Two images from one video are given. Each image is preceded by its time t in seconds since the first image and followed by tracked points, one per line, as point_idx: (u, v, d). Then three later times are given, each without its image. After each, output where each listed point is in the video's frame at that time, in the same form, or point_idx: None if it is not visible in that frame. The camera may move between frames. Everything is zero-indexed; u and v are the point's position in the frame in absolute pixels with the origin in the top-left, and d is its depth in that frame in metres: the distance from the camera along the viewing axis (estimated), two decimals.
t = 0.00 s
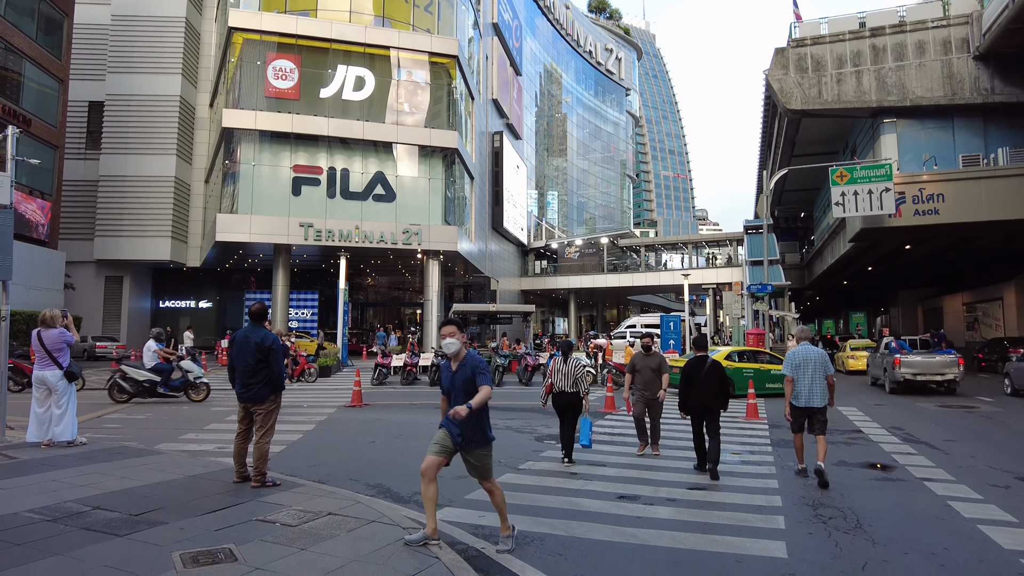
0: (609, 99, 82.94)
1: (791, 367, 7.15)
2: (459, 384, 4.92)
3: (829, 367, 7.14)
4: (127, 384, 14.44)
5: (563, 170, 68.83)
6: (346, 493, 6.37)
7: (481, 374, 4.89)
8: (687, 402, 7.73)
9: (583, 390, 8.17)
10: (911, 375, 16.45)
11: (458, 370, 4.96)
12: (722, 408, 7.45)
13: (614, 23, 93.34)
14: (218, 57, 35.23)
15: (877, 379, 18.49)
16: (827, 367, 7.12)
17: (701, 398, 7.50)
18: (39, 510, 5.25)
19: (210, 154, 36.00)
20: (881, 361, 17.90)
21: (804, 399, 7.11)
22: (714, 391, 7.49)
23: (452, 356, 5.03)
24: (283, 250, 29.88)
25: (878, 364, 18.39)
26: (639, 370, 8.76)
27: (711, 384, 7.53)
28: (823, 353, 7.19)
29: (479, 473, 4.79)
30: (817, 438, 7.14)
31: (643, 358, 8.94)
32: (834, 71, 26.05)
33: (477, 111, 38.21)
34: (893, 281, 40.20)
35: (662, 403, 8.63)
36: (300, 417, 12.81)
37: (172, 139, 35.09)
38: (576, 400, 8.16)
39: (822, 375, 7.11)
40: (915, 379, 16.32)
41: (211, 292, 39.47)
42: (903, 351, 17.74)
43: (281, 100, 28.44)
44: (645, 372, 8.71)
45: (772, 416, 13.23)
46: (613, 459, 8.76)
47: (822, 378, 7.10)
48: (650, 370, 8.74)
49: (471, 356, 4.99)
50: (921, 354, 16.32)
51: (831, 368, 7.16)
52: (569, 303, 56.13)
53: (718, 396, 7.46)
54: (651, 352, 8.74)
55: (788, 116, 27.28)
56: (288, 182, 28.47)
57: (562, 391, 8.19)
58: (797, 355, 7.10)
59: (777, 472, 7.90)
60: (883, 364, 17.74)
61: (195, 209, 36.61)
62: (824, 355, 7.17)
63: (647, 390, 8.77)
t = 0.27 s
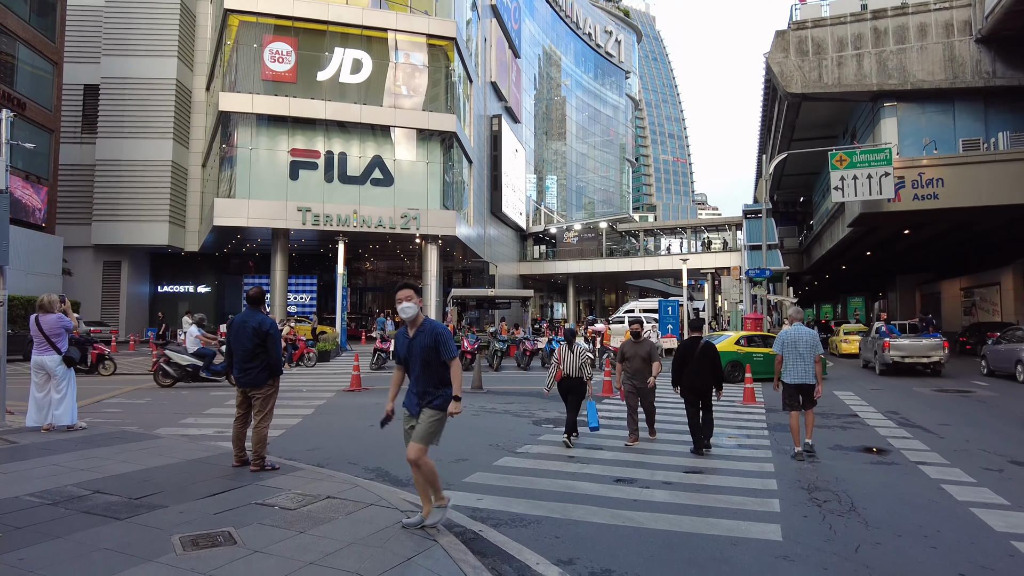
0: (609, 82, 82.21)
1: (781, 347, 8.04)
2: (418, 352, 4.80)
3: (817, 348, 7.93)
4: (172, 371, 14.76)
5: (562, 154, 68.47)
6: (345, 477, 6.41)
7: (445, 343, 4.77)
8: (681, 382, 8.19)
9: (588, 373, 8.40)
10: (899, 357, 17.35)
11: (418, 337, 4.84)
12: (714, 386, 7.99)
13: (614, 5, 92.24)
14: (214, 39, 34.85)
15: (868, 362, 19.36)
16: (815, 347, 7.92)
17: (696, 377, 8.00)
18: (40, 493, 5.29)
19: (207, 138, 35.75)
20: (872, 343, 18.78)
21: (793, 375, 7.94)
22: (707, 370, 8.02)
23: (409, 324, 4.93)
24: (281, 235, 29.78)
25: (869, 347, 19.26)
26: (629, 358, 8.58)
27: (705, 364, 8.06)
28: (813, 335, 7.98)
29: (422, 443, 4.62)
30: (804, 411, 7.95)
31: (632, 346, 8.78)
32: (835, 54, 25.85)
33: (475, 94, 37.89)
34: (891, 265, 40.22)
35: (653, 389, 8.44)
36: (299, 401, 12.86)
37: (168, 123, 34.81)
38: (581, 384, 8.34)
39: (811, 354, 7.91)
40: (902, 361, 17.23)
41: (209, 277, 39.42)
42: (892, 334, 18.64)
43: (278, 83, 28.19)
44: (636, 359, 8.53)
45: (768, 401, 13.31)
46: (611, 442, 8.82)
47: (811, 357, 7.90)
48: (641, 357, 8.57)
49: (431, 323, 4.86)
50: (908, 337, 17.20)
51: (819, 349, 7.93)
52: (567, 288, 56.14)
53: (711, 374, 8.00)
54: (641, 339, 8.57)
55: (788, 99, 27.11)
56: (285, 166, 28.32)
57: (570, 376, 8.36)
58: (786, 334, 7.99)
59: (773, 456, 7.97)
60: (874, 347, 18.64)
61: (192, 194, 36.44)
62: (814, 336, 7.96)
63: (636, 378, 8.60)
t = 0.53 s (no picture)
0: (608, 77, 81.96)
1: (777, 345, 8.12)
2: (378, 346, 4.49)
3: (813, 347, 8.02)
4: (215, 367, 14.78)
5: (561, 150, 68.36)
6: (342, 474, 6.41)
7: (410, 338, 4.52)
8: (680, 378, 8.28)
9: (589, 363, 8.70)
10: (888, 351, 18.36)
11: (379, 330, 4.55)
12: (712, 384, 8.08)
13: None
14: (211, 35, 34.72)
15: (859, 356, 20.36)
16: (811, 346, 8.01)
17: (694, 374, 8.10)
18: (38, 490, 5.29)
19: (205, 134, 35.67)
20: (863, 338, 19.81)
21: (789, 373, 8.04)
22: (706, 368, 8.10)
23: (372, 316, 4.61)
24: (279, 231, 29.74)
25: (861, 342, 20.24)
26: (620, 354, 8.28)
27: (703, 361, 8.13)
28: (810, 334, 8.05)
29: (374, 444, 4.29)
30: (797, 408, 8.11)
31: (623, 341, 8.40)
32: (834, 50, 25.81)
33: (474, 90, 37.80)
34: (889, 262, 40.26)
35: (645, 388, 8.12)
36: (298, 397, 12.85)
37: (166, 118, 34.71)
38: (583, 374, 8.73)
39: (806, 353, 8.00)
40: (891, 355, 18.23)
41: (208, 274, 39.40)
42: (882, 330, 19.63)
43: (276, 79, 28.11)
44: (628, 356, 8.23)
45: (766, 397, 13.32)
46: (609, 439, 8.83)
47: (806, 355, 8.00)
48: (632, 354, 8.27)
49: (394, 317, 4.60)
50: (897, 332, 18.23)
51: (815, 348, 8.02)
52: (566, 284, 56.14)
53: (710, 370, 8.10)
54: (632, 335, 8.28)
55: (787, 95, 27.07)
56: (284, 162, 28.27)
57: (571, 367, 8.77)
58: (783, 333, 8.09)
59: (770, 452, 7.99)
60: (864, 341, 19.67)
61: (190, 190, 36.38)
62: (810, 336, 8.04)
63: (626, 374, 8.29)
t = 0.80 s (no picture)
0: (606, 77, 81.90)
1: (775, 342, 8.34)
2: (329, 336, 4.31)
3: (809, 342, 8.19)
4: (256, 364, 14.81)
5: (560, 149, 68.35)
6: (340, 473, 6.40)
7: (360, 325, 4.29)
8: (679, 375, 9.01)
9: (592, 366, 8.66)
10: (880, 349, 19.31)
11: (332, 319, 4.36)
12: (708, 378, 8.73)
13: None
14: (210, 33, 34.70)
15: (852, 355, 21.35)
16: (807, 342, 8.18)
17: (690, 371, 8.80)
18: (36, 489, 5.28)
19: (204, 133, 35.64)
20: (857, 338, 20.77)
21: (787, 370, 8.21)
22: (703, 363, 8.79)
23: (326, 304, 4.41)
24: (278, 230, 29.70)
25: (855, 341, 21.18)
26: (614, 355, 8.04)
27: (699, 359, 8.85)
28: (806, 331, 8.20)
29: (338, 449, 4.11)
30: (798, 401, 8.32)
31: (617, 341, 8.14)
32: (832, 49, 25.83)
33: (473, 89, 37.80)
34: (887, 261, 40.31)
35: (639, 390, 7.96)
36: (296, 397, 12.84)
37: (164, 117, 34.64)
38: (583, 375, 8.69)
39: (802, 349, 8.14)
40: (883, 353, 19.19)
41: (206, 273, 39.35)
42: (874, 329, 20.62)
43: (275, 78, 28.07)
44: (622, 357, 8.00)
45: (765, 396, 13.31)
46: (606, 438, 8.83)
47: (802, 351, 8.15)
48: (626, 355, 8.05)
49: (350, 305, 4.39)
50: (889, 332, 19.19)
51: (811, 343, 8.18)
52: (565, 283, 56.15)
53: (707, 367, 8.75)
54: (627, 335, 8.08)
55: (786, 95, 27.09)
56: (282, 161, 28.24)
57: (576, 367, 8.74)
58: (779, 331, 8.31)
59: (768, 451, 8.00)
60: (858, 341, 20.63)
61: (189, 189, 36.35)
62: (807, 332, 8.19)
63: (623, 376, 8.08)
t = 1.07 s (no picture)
0: (605, 76, 81.91)
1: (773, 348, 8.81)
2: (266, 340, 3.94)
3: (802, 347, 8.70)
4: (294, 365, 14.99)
5: (559, 149, 68.38)
6: (337, 472, 6.39)
7: (297, 327, 3.96)
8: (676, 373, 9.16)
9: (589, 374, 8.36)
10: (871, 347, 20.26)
11: (269, 324, 4.00)
12: (705, 378, 8.87)
13: None
14: (208, 33, 34.67)
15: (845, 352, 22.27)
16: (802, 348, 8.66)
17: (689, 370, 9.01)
18: (32, 490, 5.27)
19: (202, 133, 35.60)
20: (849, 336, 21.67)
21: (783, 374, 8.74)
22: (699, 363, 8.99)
23: (263, 307, 4.05)
24: (276, 229, 29.67)
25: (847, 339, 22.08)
26: (603, 357, 7.75)
27: (696, 358, 9.01)
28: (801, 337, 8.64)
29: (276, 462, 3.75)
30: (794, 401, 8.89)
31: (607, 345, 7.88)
32: (831, 50, 25.86)
33: (471, 89, 37.80)
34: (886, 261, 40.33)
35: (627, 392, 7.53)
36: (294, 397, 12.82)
37: (162, 117, 34.60)
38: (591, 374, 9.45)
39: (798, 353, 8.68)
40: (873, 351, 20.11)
41: (204, 272, 39.55)
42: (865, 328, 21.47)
43: (273, 78, 28.04)
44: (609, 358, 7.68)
45: (763, 396, 13.31)
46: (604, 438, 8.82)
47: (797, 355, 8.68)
48: (615, 357, 7.75)
49: (288, 308, 4.06)
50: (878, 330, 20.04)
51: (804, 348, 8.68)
52: (564, 283, 56.12)
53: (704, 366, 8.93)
54: (617, 336, 7.78)
55: (785, 94, 27.11)
56: (281, 160, 28.20)
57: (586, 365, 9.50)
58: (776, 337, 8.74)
59: (766, 451, 8.00)
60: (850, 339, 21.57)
61: (187, 188, 36.31)
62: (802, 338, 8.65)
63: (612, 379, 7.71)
